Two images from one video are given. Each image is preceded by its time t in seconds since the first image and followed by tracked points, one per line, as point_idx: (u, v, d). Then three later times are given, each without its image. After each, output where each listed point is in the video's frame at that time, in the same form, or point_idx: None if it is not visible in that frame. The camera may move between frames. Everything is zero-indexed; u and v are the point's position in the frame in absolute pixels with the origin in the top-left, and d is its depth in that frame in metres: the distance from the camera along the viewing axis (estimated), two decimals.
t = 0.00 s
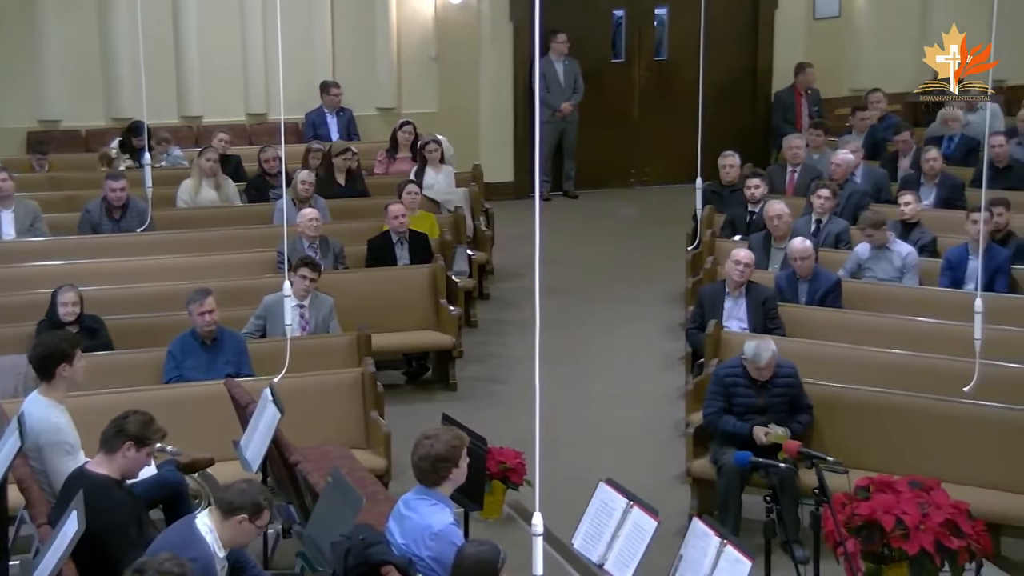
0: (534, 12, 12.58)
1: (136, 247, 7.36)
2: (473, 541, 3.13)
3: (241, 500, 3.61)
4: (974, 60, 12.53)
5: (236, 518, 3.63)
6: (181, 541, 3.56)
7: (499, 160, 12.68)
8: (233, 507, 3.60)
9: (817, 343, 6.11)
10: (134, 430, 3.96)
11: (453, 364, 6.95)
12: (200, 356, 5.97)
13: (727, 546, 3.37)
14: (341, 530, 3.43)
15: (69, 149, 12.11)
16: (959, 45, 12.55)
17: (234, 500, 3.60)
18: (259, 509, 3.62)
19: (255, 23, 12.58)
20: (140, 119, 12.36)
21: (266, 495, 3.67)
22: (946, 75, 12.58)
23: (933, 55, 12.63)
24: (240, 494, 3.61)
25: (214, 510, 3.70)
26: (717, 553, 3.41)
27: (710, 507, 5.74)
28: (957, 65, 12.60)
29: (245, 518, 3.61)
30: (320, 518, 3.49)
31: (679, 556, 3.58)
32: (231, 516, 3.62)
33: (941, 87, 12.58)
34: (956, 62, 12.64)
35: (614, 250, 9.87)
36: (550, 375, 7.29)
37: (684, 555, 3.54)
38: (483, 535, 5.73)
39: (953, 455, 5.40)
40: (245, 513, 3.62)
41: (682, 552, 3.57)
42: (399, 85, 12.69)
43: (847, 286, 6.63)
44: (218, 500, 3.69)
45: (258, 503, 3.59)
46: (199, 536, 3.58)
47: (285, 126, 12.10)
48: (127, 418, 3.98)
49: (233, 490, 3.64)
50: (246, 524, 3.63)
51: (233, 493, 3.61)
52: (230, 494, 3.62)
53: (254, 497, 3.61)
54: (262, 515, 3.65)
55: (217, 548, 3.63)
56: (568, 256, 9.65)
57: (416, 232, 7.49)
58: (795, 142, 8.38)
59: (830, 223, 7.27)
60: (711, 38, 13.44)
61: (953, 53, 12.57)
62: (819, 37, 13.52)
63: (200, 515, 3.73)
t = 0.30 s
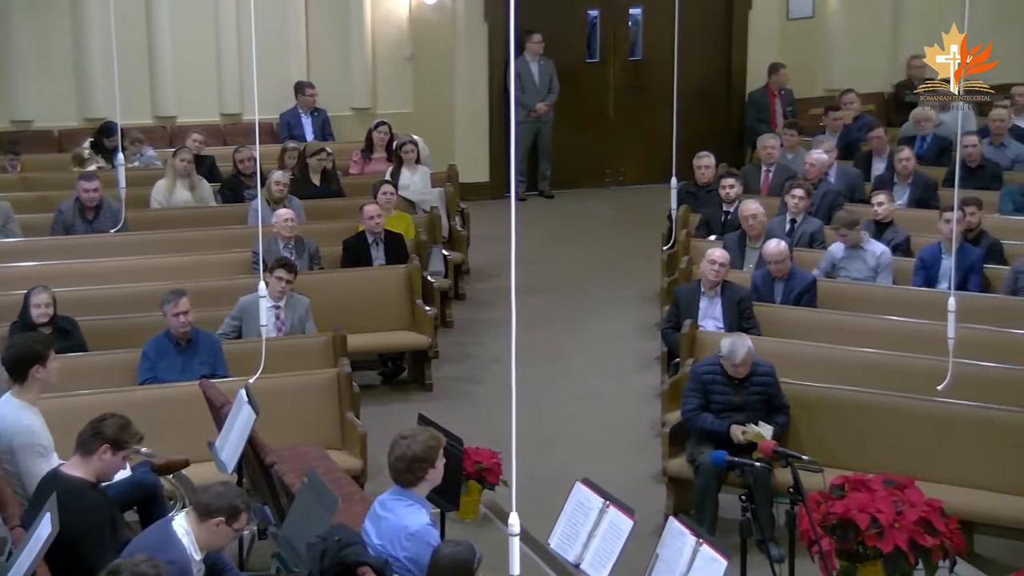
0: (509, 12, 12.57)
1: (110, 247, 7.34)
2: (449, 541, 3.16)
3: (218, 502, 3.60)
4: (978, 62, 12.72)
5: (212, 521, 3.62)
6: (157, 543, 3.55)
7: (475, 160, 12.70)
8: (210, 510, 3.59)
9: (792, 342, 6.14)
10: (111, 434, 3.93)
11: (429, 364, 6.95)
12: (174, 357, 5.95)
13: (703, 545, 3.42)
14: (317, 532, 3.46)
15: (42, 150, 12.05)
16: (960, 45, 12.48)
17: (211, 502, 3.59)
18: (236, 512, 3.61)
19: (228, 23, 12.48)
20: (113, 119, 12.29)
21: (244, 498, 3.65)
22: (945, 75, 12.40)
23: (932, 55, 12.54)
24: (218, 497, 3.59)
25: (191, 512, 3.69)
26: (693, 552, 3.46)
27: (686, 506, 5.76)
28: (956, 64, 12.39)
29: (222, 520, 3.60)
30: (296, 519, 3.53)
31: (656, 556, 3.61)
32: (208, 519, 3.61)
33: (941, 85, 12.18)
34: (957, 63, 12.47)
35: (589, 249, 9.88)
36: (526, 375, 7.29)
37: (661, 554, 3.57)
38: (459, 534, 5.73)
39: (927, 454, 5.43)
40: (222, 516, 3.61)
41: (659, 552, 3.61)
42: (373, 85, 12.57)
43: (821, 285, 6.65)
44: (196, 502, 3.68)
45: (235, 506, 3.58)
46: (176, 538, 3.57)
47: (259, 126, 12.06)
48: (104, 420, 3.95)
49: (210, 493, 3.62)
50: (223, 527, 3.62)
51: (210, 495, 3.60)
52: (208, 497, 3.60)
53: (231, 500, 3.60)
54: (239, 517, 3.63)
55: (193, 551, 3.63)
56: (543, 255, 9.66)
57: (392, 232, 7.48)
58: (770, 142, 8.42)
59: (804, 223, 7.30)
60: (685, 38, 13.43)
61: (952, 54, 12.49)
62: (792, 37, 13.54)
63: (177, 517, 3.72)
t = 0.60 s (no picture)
0: (487, 12, 12.52)
1: (85, 248, 7.31)
2: (427, 541, 3.19)
3: (189, 503, 3.57)
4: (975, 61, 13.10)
5: (184, 521, 3.59)
6: (130, 544, 3.55)
7: (453, 159, 12.62)
8: (181, 511, 3.56)
9: (769, 342, 6.16)
10: (90, 436, 3.92)
11: (407, 365, 6.95)
12: (152, 358, 5.93)
13: (681, 544, 3.45)
14: (295, 532, 3.48)
15: (18, 150, 11.97)
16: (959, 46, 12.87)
17: (182, 503, 3.56)
18: (207, 512, 3.59)
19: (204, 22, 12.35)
20: (89, 119, 12.20)
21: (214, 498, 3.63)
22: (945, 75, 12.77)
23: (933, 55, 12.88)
24: (188, 497, 3.57)
25: (162, 513, 3.66)
26: (671, 552, 3.47)
27: (664, 505, 5.77)
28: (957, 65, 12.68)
29: (194, 521, 3.57)
30: (274, 518, 3.53)
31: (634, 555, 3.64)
32: (179, 519, 3.58)
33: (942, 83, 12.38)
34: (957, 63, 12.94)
35: (567, 250, 9.89)
36: (504, 375, 7.30)
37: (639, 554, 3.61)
38: (437, 535, 5.73)
39: (905, 452, 5.45)
40: (193, 516, 3.58)
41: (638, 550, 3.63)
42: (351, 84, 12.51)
43: (799, 284, 6.67)
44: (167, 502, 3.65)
45: (207, 506, 3.55)
46: (147, 540, 3.57)
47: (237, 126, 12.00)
48: (82, 422, 3.95)
49: (181, 494, 3.60)
50: (195, 527, 3.60)
51: (181, 495, 3.57)
52: (178, 498, 3.57)
53: (201, 501, 3.57)
54: (210, 517, 3.61)
55: (165, 552, 3.60)
56: (521, 256, 9.66)
57: (371, 232, 7.48)
58: (747, 142, 8.44)
59: (782, 223, 7.31)
60: (663, 38, 13.33)
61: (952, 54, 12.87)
62: (769, 37, 13.41)
63: (148, 518, 3.69)
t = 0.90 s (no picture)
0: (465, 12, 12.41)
1: (60, 249, 7.30)
2: (404, 541, 3.20)
3: (148, 496, 3.62)
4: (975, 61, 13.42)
5: (144, 515, 3.64)
6: (94, 543, 3.52)
7: (431, 160, 12.44)
8: (141, 505, 3.62)
9: (746, 341, 6.18)
10: (67, 438, 3.95)
11: (385, 365, 6.94)
12: (127, 360, 5.91)
13: (659, 544, 3.59)
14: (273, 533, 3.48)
15: None
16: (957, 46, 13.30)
17: (141, 497, 3.61)
18: (167, 504, 3.64)
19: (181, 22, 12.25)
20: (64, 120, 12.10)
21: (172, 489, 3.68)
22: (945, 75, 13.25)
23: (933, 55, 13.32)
24: (147, 490, 3.62)
25: (121, 511, 3.71)
26: (650, 550, 3.62)
27: (642, 504, 5.78)
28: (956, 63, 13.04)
29: (154, 514, 3.63)
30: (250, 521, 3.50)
31: (612, 553, 3.78)
32: (139, 514, 3.63)
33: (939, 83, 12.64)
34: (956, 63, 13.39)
35: (545, 250, 9.89)
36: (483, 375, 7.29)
37: (617, 553, 3.74)
38: (415, 535, 5.72)
39: (882, 450, 5.46)
40: (154, 509, 3.63)
41: (615, 549, 3.78)
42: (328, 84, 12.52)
43: (776, 284, 6.68)
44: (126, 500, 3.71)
45: (167, 497, 3.61)
46: (111, 536, 3.57)
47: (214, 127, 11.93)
48: (58, 424, 3.97)
49: (139, 489, 3.65)
50: (156, 520, 3.65)
51: (140, 490, 3.63)
52: (136, 492, 3.63)
53: (161, 494, 3.63)
54: (170, 509, 3.67)
55: (131, 548, 3.63)
56: (498, 256, 9.66)
57: (348, 232, 7.48)
58: (724, 142, 8.47)
59: (759, 222, 7.33)
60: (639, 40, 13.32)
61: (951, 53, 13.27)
62: (745, 37, 13.49)
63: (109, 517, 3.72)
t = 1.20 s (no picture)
0: (441, 11, 12.42)
1: (34, 250, 7.27)
2: (382, 541, 3.20)
3: (95, 496, 3.62)
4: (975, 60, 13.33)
5: (93, 515, 3.64)
6: (47, 547, 3.50)
7: (408, 160, 12.43)
8: (88, 507, 3.62)
9: (724, 340, 6.19)
10: (42, 440, 3.95)
11: (363, 365, 6.93)
12: (104, 361, 5.89)
13: (637, 543, 3.60)
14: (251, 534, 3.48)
15: None
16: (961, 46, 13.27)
17: (88, 498, 3.61)
18: (116, 502, 3.64)
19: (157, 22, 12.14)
20: (38, 120, 11.97)
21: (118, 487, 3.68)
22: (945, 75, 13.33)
23: (934, 55, 13.44)
24: (92, 491, 3.62)
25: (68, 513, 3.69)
26: (628, 550, 3.63)
27: (620, 504, 5.78)
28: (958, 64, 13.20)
29: (104, 513, 3.63)
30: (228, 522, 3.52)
31: (591, 553, 3.79)
32: (87, 515, 3.63)
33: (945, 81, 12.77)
34: (957, 63, 13.38)
35: (523, 250, 9.89)
36: (461, 375, 7.29)
37: (596, 553, 3.75)
38: (394, 535, 5.72)
39: (858, 449, 5.48)
40: (102, 509, 3.63)
41: (594, 549, 3.79)
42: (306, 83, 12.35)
43: (753, 284, 6.70)
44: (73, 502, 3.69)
45: (115, 496, 3.61)
46: (65, 540, 3.55)
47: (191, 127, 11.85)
48: (33, 426, 3.96)
49: (84, 490, 3.65)
50: (106, 519, 3.65)
51: (85, 492, 3.62)
52: (82, 494, 3.63)
53: (107, 493, 3.62)
54: (119, 507, 3.67)
55: (82, 548, 3.62)
56: (476, 256, 9.66)
57: (326, 232, 7.47)
58: (702, 142, 8.49)
59: (736, 222, 7.35)
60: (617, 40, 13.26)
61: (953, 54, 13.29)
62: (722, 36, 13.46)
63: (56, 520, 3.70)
